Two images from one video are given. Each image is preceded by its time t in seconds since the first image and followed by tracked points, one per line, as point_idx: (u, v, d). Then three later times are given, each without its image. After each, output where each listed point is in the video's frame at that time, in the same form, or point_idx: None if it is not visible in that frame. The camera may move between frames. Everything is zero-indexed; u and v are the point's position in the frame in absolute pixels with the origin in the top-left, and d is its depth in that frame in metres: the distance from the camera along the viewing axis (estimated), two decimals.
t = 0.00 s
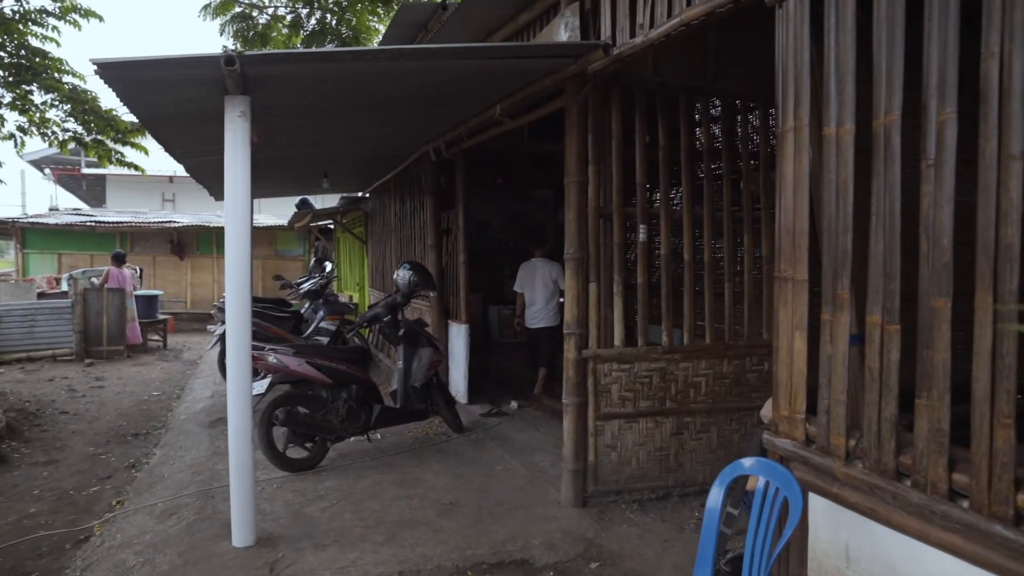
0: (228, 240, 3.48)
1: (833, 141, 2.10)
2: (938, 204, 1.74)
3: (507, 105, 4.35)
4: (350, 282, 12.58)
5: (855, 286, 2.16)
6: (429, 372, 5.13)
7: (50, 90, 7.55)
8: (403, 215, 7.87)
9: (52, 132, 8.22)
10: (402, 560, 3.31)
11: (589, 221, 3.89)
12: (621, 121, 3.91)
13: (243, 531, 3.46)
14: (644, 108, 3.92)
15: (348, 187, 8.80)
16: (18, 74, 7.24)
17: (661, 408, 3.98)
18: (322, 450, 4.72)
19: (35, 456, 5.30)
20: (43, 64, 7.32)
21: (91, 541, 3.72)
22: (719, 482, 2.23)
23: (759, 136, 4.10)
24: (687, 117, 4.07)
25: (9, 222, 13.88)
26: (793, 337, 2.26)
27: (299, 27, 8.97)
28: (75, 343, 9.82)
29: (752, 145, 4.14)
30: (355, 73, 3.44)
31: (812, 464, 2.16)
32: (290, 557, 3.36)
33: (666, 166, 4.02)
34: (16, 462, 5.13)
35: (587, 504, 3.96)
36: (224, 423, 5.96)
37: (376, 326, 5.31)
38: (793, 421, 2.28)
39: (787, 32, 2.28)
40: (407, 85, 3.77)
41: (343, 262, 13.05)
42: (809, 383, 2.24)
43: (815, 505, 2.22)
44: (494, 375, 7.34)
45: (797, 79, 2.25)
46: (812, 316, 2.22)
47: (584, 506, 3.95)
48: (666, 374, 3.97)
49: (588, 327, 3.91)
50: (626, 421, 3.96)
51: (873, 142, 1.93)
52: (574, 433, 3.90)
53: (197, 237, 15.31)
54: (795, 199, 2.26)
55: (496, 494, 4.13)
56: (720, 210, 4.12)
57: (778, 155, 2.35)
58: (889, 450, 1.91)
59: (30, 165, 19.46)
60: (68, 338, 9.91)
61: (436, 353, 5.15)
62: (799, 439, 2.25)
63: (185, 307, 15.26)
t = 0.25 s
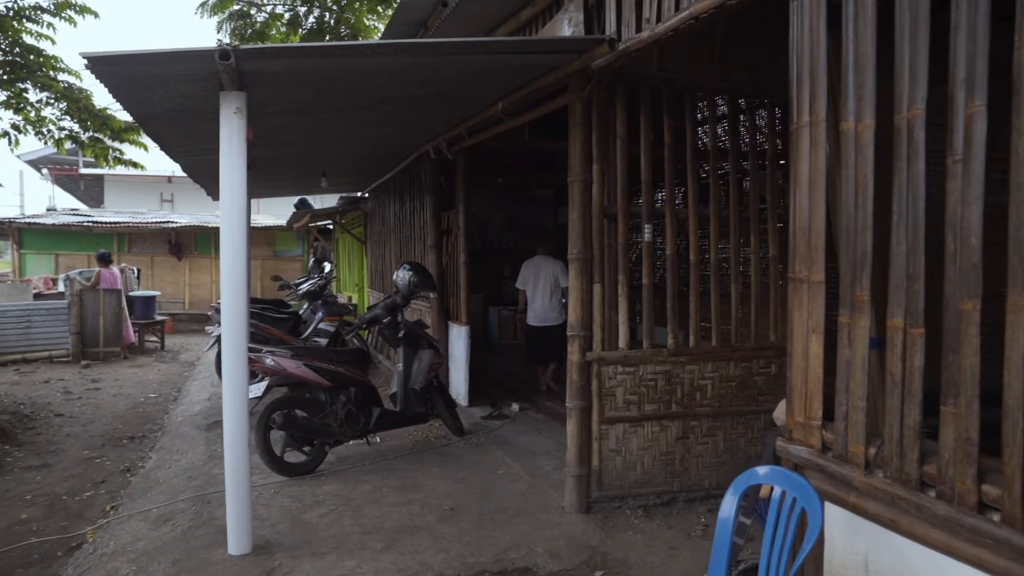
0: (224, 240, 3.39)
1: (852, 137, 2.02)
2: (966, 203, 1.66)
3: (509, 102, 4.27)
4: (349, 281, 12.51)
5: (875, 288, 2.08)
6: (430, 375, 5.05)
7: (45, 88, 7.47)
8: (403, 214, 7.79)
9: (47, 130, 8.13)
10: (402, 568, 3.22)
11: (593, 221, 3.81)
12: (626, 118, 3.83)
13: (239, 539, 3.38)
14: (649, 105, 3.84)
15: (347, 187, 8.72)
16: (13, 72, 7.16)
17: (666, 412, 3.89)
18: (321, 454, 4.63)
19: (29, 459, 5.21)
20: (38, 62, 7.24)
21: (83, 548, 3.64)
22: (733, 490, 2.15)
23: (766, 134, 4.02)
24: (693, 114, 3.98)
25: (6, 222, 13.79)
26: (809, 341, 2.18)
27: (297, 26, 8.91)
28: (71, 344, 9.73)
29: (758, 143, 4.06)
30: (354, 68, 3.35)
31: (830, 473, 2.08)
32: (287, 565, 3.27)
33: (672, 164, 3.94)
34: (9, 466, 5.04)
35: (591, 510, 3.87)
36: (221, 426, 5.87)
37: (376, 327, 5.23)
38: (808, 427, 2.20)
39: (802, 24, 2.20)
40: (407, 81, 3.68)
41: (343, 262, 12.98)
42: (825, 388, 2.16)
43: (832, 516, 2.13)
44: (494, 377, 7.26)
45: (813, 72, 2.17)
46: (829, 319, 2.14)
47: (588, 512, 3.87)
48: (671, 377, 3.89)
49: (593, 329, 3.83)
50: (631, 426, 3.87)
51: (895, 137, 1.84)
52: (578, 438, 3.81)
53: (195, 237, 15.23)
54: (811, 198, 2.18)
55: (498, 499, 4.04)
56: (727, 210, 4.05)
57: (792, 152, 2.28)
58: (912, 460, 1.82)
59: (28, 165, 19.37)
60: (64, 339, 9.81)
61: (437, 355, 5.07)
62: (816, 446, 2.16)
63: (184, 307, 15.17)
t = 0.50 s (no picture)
0: (220, 240, 3.30)
1: (873, 134, 1.94)
2: (999, 201, 1.57)
3: (512, 100, 4.19)
4: (349, 282, 12.44)
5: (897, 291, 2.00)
6: (431, 377, 4.97)
7: (41, 86, 7.38)
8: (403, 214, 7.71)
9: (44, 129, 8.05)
10: None
11: (599, 221, 3.72)
12: (631, 116, 3.75)
13: (236, 547, 3.29)
14: (656, 103, 3.76)
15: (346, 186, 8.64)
16: (8, 69, 7.07)
17: (673, 416, 3.81)
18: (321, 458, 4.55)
19: (23, 463, 5.12)
20: (34, 60, 7.15)
21: (77, 556, 3.55)
22: (750, 500, 2.07)
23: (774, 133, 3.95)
24: (700, 112, 3.90)
25: (3, 222, 13.69)
26: (828, 346, 2.10)
27: (296, 24, 8.83)
28: (68, 345, 9.64)
29: (766, 142, 3.98)
30: (356, 64, 3.27)
31: (851, 483, 1.99)
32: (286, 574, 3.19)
33: (678, 163, 3.86)
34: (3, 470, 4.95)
35: (596, 516, 3.79)
36: (219, 429, 5.78)
37: (376, 329, 5.15)
38: (827, 436, 2.12)
39: (819, 17, 2.12)
40: (408, 78, 3.60)
41: (342, 262, 12.90)
42: (845, 394, 2.08)
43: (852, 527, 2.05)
44: (496, 379, 7.18)
45: (831, 66, 2.09)
46: (849, 323, 2.06)
47: (593, 518, 3.78)
48: (678, 380, 3.81)
49: (598, 331, 3.75)
50: (637, 430, 3.79)
51: (921, 133, 1.76)
52: (583, 443, 3.73)
53: (194, 237, 15.15)
54: (829, 197, 2.09)
55: (500, 505, 3.96)
56: (735, 210, 3.98)
57: (809, 149, 2.19)
58: (941, 471, 1.74)
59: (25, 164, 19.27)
60: (61, 340, 9.69)
61: (438, 357, 4.99)
62: (835, 454, 2.08)
63: (182, 308, 15.09)
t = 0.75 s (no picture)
0: (218, 240, 3.22)
1: (897, 130, 1.86)
2: None
3: (516, 98, 4.11)
4: (349, 282, 12.36)
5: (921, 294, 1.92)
6: (433, 380, 4.90)
7: (38, 85, 7.30)
8: (404, 214, 7.63)
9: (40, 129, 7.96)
10: None
11: (605, 220, 3.65)
12: (638, 114, 3.67)
13: (234, 555, 3.21)
14: (663, 100, 3.69)
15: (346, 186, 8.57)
16: (4, 68, 6.99)
17: (681, 420, 3.74)
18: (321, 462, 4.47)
19: (18, 467, 5.04)
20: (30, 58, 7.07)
21: (72, 563, 3.47)
22: (768, 509, 1.99)
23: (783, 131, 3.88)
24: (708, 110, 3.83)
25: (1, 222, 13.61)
26: (848, 351, 2.02)
27: (295, 22, 8.75)
28: (66, 346, 9.55)
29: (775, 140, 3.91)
30: (357, 60, 3.19)
31: (874, 494, 1.92)
32: None
33: (686, 162, 3.78)
34: None
35: (603, 523, 3.71)
36: (218, 432, 5.71)
37: (376, 331, 5.07)
38: (847, 443, 2.04)
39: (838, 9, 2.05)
40: (410, 75, 3.52)
41: (342, 263, 12.83)
42: (866, 401, 2.00)
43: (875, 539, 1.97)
44: (498, 381, 7.10)
45: (851, 60, 2.02)
46: (871, 327, 1.98)
47: (599, 525, 3.70)
48: (686, 384, 3.73)
49: (605, 333, 3.67)
50: (644, 434, 3.71)
51: (949, 129, 1.69)
52: (589, 448, 3.65)
53: (193, 237, 15.07)
54: (850, 196, 2.02)
55: (504, 511, 3.89)
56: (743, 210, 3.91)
57: (828, 147, 2.11)
58: (971, 482, 1.66)
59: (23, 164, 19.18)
60: (58, 341, 9.61)
61: (440, 359, 4.92)
62: (856, 463, 2.00)
63: (181, 308, 15.00)
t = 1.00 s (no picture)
0: (215, 239, 3.12)
1: (927, 125, 1.78)
2: None
3: (520, 95, 4.03)
4: (349, 282, 12.27)
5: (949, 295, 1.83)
6: (434, 382, 4.81)
7: (33, 83, 7.20)
8: (404, 214, 7.54)
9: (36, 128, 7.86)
10: None
11: (612, 220, 3.56)
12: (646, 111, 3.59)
13: (232, 564, 3.13)
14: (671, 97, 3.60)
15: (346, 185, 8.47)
16: None
17: (689, 424, 3.65)
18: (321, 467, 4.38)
19: (13, 471, 4.95)
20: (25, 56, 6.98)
21: (66, 571, 3.39)
22: (789, 521, 1.92)
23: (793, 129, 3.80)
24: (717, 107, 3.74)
25: None
26: (872, 354, 1.94)
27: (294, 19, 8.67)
28: (63, 347, 9.46)
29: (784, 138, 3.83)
30: (358, 55, 3.10)
31: (902, 505, 1.83)
32: None
33: (694, 160, 3.70)
34: None
35: (609, 529, 3.63)
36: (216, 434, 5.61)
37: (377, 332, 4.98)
38: (871, 451, 1.96)
39: None
40: (413, 70, 3.43)
41: (342, 263, 12.75)
42: (891, 407, 1.92)
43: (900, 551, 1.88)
44: (500, 382, 7.01)
45: (876, 52, 1.93)
46: (897, 330, 1.90)
47: (606, 531, 3.62)
48: (695, 387, 3.65)
49: (612, 335, 3.58)
50: (652, 438, 3.62)
51: (984, 123, 1.60)
52: (596, 452, 3.57)
53: (191, 237, 14.97)
54: (874, 194, 1.93)
55: (509, 517, 3.80)
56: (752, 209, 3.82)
57: (850, 142, 2.03)
58: (1007, 494, 1.58)
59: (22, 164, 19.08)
60: (56, 342, 9.54)
61: (442, 361, 4.83)
62: (882, 471, 1.92)
63: (180, 309, 14.90)
